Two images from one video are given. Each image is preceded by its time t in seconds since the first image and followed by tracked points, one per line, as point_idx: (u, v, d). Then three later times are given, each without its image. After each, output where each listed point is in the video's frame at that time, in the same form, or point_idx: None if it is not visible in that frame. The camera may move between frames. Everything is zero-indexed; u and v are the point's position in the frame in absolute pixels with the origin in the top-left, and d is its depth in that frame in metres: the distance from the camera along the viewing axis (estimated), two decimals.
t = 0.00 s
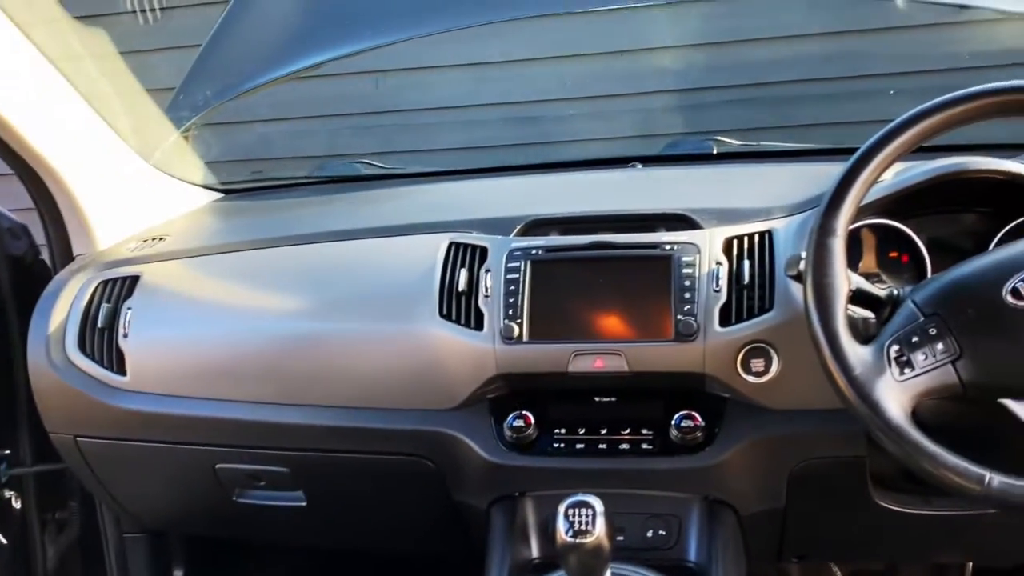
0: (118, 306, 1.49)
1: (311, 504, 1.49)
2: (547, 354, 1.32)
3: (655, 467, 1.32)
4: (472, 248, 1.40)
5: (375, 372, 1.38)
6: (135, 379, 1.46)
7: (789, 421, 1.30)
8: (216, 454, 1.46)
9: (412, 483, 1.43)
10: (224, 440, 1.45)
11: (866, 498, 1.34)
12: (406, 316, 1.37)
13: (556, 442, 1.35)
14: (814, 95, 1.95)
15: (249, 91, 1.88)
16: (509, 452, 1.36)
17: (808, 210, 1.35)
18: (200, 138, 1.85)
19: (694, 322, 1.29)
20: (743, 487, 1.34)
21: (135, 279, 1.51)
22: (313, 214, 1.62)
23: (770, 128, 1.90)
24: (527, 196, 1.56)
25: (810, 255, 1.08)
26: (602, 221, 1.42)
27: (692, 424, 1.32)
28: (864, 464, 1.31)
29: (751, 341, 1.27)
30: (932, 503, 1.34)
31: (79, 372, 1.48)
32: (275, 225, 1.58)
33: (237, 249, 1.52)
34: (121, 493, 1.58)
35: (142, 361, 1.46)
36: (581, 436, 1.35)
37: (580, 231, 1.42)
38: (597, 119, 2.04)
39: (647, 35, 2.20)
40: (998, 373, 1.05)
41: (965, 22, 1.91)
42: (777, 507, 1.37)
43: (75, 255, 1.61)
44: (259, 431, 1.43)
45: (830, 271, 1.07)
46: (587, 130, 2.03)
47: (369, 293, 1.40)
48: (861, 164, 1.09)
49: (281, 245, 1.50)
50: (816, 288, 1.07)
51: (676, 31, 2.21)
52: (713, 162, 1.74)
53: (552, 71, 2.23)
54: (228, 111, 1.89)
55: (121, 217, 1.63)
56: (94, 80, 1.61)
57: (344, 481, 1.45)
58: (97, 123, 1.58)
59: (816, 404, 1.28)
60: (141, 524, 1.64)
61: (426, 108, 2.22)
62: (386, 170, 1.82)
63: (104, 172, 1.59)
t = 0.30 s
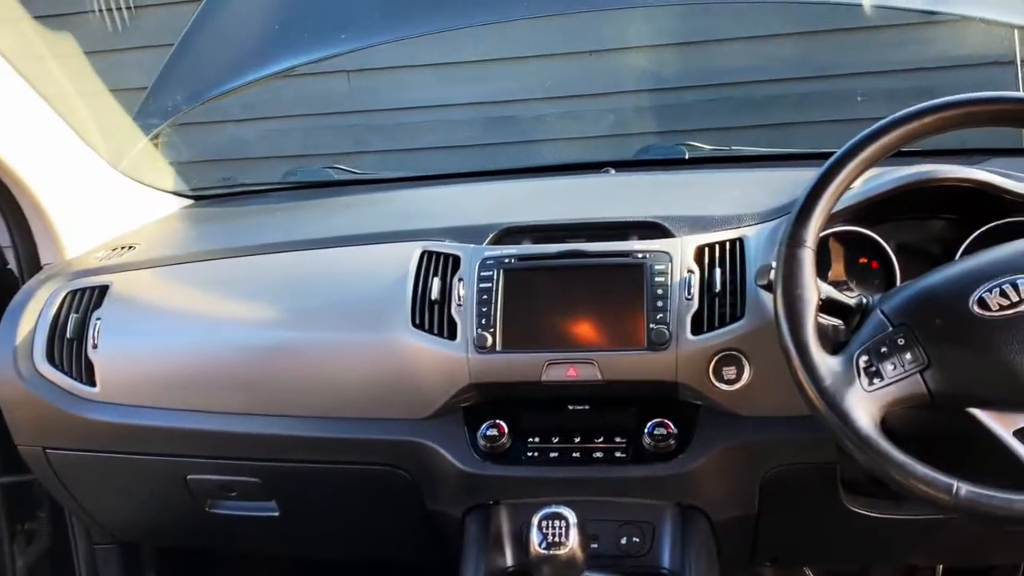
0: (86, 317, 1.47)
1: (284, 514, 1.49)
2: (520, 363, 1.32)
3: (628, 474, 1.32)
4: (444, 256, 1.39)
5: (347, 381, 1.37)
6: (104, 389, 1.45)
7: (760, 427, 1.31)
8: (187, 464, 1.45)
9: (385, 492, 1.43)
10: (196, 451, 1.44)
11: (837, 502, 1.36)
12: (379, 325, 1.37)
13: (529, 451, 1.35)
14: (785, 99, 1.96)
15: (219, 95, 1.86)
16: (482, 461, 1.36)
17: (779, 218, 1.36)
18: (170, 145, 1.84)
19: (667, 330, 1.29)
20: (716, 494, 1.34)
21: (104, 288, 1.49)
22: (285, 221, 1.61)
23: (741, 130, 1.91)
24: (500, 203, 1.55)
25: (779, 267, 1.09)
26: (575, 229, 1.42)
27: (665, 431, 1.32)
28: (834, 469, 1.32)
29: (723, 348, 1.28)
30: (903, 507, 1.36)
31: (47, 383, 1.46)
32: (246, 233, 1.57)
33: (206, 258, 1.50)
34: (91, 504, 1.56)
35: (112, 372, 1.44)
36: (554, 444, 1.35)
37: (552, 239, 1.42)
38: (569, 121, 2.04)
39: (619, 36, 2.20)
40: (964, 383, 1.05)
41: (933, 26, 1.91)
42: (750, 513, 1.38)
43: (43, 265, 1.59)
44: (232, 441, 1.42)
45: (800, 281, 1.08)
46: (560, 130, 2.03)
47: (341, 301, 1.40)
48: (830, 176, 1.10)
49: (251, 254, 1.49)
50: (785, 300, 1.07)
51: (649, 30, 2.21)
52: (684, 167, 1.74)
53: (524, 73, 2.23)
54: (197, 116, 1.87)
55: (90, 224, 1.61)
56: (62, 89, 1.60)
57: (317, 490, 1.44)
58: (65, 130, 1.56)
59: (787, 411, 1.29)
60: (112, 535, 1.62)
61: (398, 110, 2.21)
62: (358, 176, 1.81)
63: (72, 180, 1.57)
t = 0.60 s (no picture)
0: (67, 320, 1.46)
1: (268, 516, 1.49)
2: (503, 366, 1.32)
3: (611, 476, 1.33)
4: (427, 259, 1.39)
5: (330, 384, 1.37)
6: (85, 392, 1.44)
7: (742, 429, 1.32)
8: (169, 467, 1.45)
9: (369, 494, 1.43)
10: (178, 454, 1.43)
11: (818, 502, 1.37)
12: (361, 328, 1.37)
13: (513, 453, 1.36)
14: (766, 97, 1.97)
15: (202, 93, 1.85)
16: (465, 464, 1.36)
17: (760, 220, 1.37)
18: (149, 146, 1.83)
19: (649, 333, 1.30)
20: (698, 495, 1.35)
21: (85, 291, 1.48)
22: (266, 222, 1.61)
23: (723, 128, 1.91)
24: (483, 204, 1.55)
25: (761, 272, 1.10)
26: (557, 231, 1.42)
27: (648, 433, 1.33)
28: (814, 470, 1.34)
29: (706, 351, 1.29)
30: (884, 507, 1.37)
31: (28, 387, 1.46)
32: (228, 235, 1.56)
33: (187, 260, 1.49)
34: (73, 507, 1.56)
35: (93, 375, 1.44)
36: (538, 447, 1.36)
37: (535, 241, 1.42)
38: (552, 119, 2.04)
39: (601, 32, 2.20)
40: (943, 387, 1.06)
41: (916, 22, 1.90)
42: (732, 513, 1.39)
43: (22, 266, 1.58)
44: (215, 445, 1.41)
45: (781, 286, 1.09)
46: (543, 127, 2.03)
47: (324, 304, 1.39)
48: (810, 182, 1.11)
49: (233, 256, 1.49)
50: (767, 304, 1.08)
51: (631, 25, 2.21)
52: (667, 166, 1.75)
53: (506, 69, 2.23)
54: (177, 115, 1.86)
55: (70, 225, 1.60)
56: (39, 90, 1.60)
57: (300, 493, 1.44)
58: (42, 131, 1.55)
59: (768, 413, 1.30)
60: (95, 537, 1.62)
61: (380, 106, 2.20)
62: (340, 175, 1.81)
63: (51, 181, 1.56)
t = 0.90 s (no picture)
0: (57, 316, 1.46)
1: (260, 512, 1.49)
2: (493, 363, 1.33)
3: (601, 473, 1.34)
4: (418, 256, 1.39)
5: (321, 380, 1.38)
6: (76, 389, 1.44)
7: (732, 426, 1.32)
8: (161, 463, 1.45)
9: (360, 490, 1.43)
10: (170, 451, 1.44)
11: (806, 498, 1.38)
12: (352, 324, 1.37)
13: (503, 450, 1.36)
14: (757, 90, 1.97)
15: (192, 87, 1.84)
16: (456, 460, 1.37)
17: (750, 218, 1.38)
18: (139, 140, 1.82)
19: (639, 331, 1.31)
20: (687, 491, 1.36)
21: (75, 287, 1.48)
22: (257, 218, 1.60)
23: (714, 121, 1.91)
24: (474, 201, 1.55)
25: (750, 271, 1.10)
26: (548, 228, 1.42)
27: (638, 430, 1.34)
28: (802, 467, 1.35)
29: (695, 349, 1.30)
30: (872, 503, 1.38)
31: (19, 384, 1.45)
32: (219, 230, 1.56)
33: (178, 257, 1.49)
34: (65, 502, 1.56)
35: (84, 372, 1.44)
36: (528, 444, 1.36)
37: (526, 238, 1.43)
38: (544, 112, 2.04)
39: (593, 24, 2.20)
40: (931, 386, 1.06)
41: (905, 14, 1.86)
42: (721, 509, 1.40)
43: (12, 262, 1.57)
44: (207, 441, 1.42)
45: (770, 286, 1.09)
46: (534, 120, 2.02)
47: (315, 301, 1.40)
48: (798, 183, 1.11)
49: (224, 252, 1.49)
50: (756, 303, 1.09)
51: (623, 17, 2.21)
52: (658, 161, 1.75)
53: (498, 60, 2.22)
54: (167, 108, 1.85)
55: (61, 219, 1.59)
56: (26, 85, 1.59)
57: (291, 490, 1.45)
58: (28, 126, 1.54)
59: (757, 410, 1.31)
60: (88, 532, 1.63)
61: (371, 98, 2.19)
62: (332, 169, 1.80)
63: (40, 176, 1.55)
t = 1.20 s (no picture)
0: (56, 305, 1.46)
1: (258, 501, 1.50)
2: (490, 354, 1.33)
3: (597, 464, 1.34)
4: (416, 247, 1.40)
5: (319, 371, 1.38)
6: (75, 377, 1.45)
7: (727, 419, 1.33)
8: (159, 452, 1.46)
9: (357, 480, 1.44)
10: (169, 439, 1.44)
11: (802, 491, 1.39)
12: (350, 315, 1.37)
13: (500, 441, 1.37)
14: (757, 84, 1.97)
15: (192, 76, 1.84)
16: (453, 451, 1.37)
17: (747, 212, 1.38)
18: (138, 130, 1.83)
19: (635, 324, 1.31)
20: (683, 483, 1.37)
21: (75, 275, 1.48)
22: (257, 207, 1.61)
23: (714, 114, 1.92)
24: (472, 192, 1.56)
25: (746, 265, 1.11)
26: (546, 221, 1.43)
27: (634, 422, 1.35)
28: (797, 460, 1.35)
29: (691, 342, 1.30)
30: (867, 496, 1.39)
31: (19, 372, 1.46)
32: (218, 220, 1.56)
33: (178, 246, 1.50)
34: (65, 490, 1.57)
35: (82, 361, 1.44)
36: (524, 435, 1.37)
37: (525, 230, 1.43)
38: (544, 104, 2.04)
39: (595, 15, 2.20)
40: (925, 381, 1.07)
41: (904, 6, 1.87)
42: (716, 502, 1.40)
43: (12, 250, 1.57)
44: (206, 430, 1.42)
45: (766, 280, 1.09)
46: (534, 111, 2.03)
47: (313, 291, 1.40)
48: (795, 178, 1.11)
49: (223, 242, 1.49)
50: (751, 297, 1.09)
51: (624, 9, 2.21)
52: (657, 154, 1.75)
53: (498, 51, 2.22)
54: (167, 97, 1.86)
55: (60, 207, 1.59)
56: (27, 74, 1.59)
57: (289, 479, 1.45)
58: (28, 114, 1.55)
59: (752, 402, 1.32)
60: (87, 519, 1.64)
61: (372, 88, 2.20)
62: (331, 160, 1.81)
63: (41, 164, 1.55)
